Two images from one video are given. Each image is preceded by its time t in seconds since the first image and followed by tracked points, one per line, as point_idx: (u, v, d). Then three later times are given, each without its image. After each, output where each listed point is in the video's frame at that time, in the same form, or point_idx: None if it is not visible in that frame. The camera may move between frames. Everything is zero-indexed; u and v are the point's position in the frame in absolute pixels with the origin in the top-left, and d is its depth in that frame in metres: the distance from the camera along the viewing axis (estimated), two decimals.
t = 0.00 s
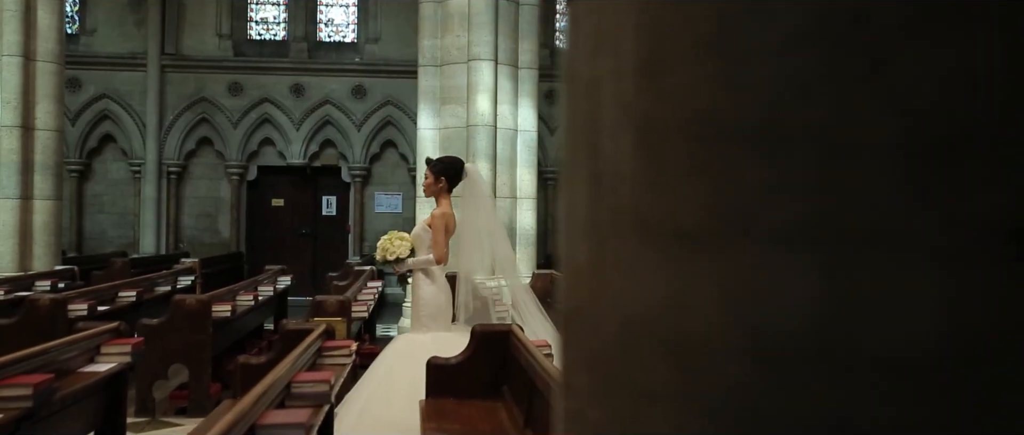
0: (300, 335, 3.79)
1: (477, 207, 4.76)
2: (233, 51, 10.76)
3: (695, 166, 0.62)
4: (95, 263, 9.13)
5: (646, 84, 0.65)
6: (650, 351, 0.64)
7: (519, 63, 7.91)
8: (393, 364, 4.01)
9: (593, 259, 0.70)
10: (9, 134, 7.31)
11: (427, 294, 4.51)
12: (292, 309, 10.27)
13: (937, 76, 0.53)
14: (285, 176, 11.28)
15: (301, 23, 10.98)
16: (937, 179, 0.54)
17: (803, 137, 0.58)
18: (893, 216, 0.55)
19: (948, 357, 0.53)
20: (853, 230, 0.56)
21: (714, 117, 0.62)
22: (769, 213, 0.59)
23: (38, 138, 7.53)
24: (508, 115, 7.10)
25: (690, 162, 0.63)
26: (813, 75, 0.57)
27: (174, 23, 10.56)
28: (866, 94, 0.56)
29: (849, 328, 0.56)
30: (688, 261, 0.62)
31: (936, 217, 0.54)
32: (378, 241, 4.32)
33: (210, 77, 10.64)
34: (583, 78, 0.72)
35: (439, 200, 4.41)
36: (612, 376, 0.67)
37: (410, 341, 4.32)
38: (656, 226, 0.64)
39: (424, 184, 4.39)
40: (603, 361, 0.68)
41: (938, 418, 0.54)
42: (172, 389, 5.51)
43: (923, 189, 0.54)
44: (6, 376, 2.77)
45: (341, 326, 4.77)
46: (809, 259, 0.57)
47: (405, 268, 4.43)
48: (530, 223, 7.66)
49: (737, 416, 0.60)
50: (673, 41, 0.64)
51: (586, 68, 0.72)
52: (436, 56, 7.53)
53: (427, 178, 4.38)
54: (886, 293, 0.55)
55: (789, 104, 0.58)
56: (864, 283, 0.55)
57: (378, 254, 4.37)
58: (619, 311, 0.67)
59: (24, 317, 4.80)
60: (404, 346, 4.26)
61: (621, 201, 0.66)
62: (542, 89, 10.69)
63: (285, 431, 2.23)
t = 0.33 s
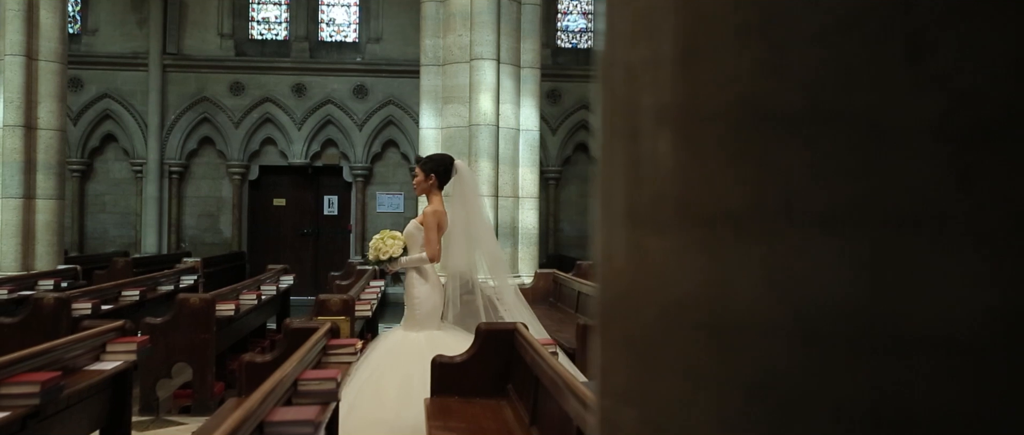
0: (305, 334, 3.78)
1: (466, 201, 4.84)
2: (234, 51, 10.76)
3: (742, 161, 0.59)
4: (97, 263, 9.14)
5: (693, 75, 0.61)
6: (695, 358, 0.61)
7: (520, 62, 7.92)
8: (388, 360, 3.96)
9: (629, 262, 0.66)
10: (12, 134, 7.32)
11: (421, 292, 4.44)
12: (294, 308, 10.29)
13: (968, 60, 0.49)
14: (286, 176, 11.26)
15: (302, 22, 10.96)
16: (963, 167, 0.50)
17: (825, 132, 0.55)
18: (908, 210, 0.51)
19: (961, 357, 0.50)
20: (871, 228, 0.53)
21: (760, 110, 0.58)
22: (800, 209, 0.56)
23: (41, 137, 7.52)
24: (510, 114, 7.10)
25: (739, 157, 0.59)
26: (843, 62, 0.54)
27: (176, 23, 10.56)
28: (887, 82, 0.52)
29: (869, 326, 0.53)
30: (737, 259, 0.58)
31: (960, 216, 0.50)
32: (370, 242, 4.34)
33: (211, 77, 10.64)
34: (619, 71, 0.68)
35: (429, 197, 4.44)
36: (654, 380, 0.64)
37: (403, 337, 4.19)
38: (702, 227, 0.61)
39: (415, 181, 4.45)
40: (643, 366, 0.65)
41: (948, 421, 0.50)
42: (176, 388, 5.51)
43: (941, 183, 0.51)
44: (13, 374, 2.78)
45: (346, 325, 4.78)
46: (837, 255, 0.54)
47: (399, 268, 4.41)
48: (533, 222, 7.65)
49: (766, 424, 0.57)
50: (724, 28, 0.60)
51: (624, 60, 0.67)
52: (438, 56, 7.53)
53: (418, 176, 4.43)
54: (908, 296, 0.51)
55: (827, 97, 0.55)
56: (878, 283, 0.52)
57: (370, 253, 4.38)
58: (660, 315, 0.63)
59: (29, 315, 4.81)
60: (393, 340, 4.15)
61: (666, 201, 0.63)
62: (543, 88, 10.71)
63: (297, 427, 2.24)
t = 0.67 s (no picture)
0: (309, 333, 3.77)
1: (459, 200, 4.94)
2: (236, 51, 10.78)
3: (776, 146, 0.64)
4: (99, 262, 9.14)
5: (726, 68, 0.67)
6: (734, 330, 0.66)
7: (523, 62, 7.89)
8: (393, 362, 3.95)
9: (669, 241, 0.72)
10: (16, 133, 7.33)
11: (418, 292, 4.46)
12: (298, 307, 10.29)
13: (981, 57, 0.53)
14: (289, 176, 11.25)
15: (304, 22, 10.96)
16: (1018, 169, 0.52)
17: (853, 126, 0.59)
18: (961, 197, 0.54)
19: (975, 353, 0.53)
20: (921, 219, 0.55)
21: (790, 99, 0.63)
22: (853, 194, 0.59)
23: (44, 136, 7.51)
24: (512, 113, 7.10)
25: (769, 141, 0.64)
26: (870, 65, 0.58)
27: (178, 23, 10.57)
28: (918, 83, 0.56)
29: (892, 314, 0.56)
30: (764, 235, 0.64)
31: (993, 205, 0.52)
32: (367, 240, 4.33)
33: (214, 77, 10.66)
34: (657, 70, 0.76)
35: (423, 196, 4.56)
36: (699, 353, 0.69)
37: (399, 334, 4.21)
38: (737, 205, 0.66)
39: (409, 180, 4.54)
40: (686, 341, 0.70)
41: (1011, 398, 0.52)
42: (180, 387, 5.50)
43: (985, 179, 0.53)
44: (20, 372, 2.79)
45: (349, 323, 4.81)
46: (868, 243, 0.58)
47: (395, 267, 4.44)
48: (535, 221, 7.64)
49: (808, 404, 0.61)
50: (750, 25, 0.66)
51: (660, 61, 0.75)
52: (440, 56, 7.58)
53: (412, 174, 4.53)
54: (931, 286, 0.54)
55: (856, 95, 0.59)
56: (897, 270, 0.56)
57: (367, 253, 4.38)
58: (700, 291, 0.69)
59: (35, 314, 4.82)
60: (397, 340, 4.14)
61: (702, 183, 0.69)
62: (544, 88, 10.72)
63: (304, 425, 2.24)
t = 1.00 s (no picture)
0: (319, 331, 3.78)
1: (453, 199, 4.91)
2: (243, 51, 10.78)
3: (817, 138, 0.65)
4: (107, 262, 9.17)
5: (768, 59, 0.68)
6: (779, 319, 0.67)
7: (530, 61, 7.86)
8: (401, 361, 3.97)
9: (708, 235, 0.73)
10: (23, 133, 7.36)
11: (413, 291, 4.43)
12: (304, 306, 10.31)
13: (998, 46, 0.56)
14: (295, 175, 11.25)
15: (310, 22, 10.96)
16: None
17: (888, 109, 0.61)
18: (980, 186, 0.56)
19: (997, 331, 0.56)
20: (947, 210, 0.57)
21: (836, 87, 0.64)
22: (885, 192, 0.60)
23: (52, 136, 7.52)
24: (519, 113, 7.15)
25: (815, 129, 0.65)
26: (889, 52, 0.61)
27: (184, 23, 10.59)
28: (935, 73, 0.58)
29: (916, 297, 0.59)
30: (810, 224, 0.65)
31: (992, 193, 0.56)
32: (361, 241, 4.28)
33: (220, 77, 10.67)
34: (694, 64, 0.76)
35: (416, 196, 4.51)
36: (747, 343, 0.70)
37: (396, 334, 4.22)
38: (781, 198, 0.67)
39: (402, 180, 4.53)
40: (731, 334, 0.71)
41: None
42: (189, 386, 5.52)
43: (1002, 172, 0.56)
44: (34, 368, 2.80)
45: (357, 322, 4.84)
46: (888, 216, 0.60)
47: (389, 267, 4.42)
48: (542, 220, 7.65)
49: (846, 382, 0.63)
50: (794, 16, 0.67)
51: (699, 54, 0.75)
52: (446, 55, 7.56)
53: (405, 173, 4.51)
54: (952, 268, 0.57)
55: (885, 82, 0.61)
56: (922, 253, 0.58)
57: (360, 255, 4.33)
58: (747, 281, 0.70)
59: (44, 312, 4.84)
60: (404, 339, 4.16)
61: (737, 179, 0.71)
62: (550, 88, 10.72)
63: (318, 422, 2.26)
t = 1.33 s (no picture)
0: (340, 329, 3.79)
1: (455, 200, 4.88)
2: (261, 51, 10.82)
3: (869, 128, 0.71)
4: (129, 261, 9.22)
5: (819, 52, 0.74)
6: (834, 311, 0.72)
7: (548, 60, 7.82)
8: (424, 363, 3.99)
9: (758, 229, 0.78)
10: (46, 133, 7.42)
11: (411, 290, 4.52)
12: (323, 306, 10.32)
13: (1010, 87, 0.66)
14: (313, 175, 11.27)
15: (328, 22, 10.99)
16: None
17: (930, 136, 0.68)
18: (999, 175, 0.65)
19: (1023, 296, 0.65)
20: (981, 194, 0.66)
21: (879, 98, 0.71)
22: (935, 180, 0.67)
23: (74, 136, 7.57)
24: (536, 113, 7.16)
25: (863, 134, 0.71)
26: (918, 79, 0.69)
27: (203, 24, 10.64)
28: (950, 73, 0.67)
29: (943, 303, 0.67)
30: (861, 219, 0.70)
31: (1011, 204, 0.65)
32: (361, 238, 4.30)
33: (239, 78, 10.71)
34: (744, 71, 0.80)
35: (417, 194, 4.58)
36: (798, 336, 0.75)
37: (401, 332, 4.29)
38: (829, 192, 0.73)
39: (403, 178, 4.60)
40: (783, 323, 0.76)
41: None
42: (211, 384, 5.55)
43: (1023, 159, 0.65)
44: (61, 365, 2.82)
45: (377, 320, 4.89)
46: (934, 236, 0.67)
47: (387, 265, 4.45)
48: (560, 221, 7.65)
49: (897, 370, 0.69)
50: (842, 30, 0.72)
51: (747, 63, 0.79)
52: (464, 55, 7.54)
53: (405, 171, 4.58)
54: (977, 272, 0.66)
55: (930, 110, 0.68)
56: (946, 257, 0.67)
57: (359, 252, 4.35)
58: (796, 275, 0.75)
59: (68, 311, 4.87)
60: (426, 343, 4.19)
61: (790, 166, 0.75)
62: (568, 88, 10.70)
63: (343, 420, 2.26)
